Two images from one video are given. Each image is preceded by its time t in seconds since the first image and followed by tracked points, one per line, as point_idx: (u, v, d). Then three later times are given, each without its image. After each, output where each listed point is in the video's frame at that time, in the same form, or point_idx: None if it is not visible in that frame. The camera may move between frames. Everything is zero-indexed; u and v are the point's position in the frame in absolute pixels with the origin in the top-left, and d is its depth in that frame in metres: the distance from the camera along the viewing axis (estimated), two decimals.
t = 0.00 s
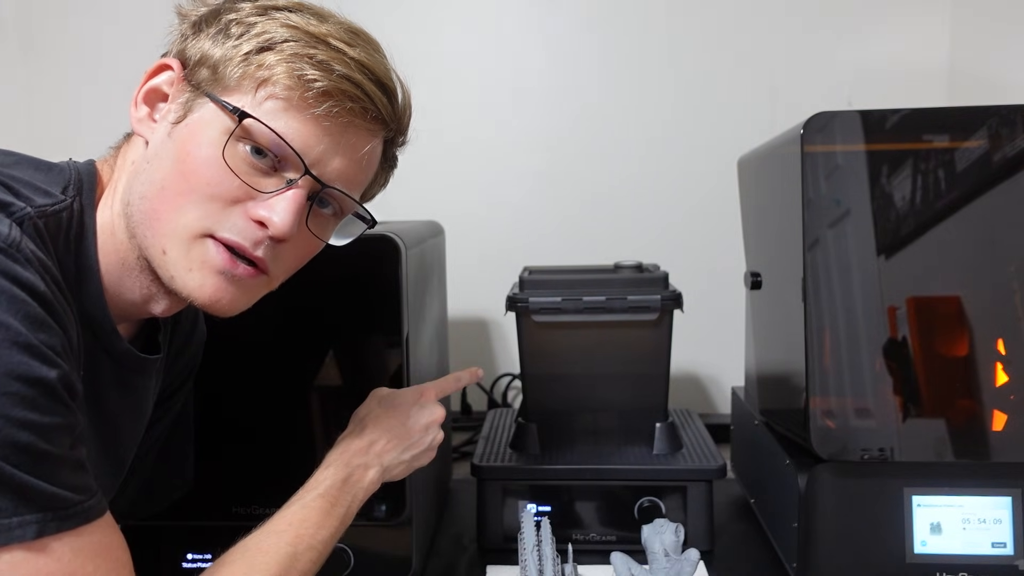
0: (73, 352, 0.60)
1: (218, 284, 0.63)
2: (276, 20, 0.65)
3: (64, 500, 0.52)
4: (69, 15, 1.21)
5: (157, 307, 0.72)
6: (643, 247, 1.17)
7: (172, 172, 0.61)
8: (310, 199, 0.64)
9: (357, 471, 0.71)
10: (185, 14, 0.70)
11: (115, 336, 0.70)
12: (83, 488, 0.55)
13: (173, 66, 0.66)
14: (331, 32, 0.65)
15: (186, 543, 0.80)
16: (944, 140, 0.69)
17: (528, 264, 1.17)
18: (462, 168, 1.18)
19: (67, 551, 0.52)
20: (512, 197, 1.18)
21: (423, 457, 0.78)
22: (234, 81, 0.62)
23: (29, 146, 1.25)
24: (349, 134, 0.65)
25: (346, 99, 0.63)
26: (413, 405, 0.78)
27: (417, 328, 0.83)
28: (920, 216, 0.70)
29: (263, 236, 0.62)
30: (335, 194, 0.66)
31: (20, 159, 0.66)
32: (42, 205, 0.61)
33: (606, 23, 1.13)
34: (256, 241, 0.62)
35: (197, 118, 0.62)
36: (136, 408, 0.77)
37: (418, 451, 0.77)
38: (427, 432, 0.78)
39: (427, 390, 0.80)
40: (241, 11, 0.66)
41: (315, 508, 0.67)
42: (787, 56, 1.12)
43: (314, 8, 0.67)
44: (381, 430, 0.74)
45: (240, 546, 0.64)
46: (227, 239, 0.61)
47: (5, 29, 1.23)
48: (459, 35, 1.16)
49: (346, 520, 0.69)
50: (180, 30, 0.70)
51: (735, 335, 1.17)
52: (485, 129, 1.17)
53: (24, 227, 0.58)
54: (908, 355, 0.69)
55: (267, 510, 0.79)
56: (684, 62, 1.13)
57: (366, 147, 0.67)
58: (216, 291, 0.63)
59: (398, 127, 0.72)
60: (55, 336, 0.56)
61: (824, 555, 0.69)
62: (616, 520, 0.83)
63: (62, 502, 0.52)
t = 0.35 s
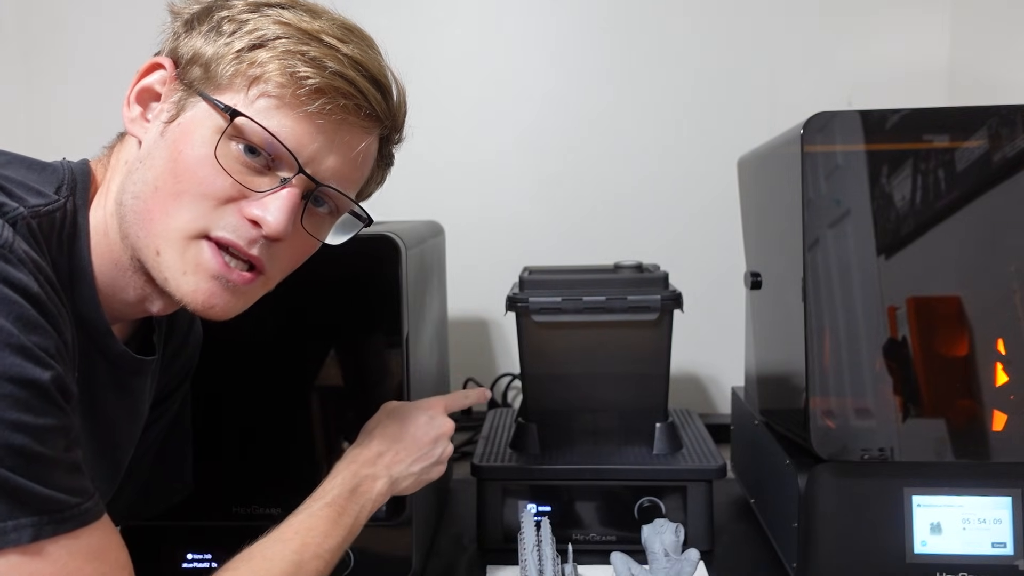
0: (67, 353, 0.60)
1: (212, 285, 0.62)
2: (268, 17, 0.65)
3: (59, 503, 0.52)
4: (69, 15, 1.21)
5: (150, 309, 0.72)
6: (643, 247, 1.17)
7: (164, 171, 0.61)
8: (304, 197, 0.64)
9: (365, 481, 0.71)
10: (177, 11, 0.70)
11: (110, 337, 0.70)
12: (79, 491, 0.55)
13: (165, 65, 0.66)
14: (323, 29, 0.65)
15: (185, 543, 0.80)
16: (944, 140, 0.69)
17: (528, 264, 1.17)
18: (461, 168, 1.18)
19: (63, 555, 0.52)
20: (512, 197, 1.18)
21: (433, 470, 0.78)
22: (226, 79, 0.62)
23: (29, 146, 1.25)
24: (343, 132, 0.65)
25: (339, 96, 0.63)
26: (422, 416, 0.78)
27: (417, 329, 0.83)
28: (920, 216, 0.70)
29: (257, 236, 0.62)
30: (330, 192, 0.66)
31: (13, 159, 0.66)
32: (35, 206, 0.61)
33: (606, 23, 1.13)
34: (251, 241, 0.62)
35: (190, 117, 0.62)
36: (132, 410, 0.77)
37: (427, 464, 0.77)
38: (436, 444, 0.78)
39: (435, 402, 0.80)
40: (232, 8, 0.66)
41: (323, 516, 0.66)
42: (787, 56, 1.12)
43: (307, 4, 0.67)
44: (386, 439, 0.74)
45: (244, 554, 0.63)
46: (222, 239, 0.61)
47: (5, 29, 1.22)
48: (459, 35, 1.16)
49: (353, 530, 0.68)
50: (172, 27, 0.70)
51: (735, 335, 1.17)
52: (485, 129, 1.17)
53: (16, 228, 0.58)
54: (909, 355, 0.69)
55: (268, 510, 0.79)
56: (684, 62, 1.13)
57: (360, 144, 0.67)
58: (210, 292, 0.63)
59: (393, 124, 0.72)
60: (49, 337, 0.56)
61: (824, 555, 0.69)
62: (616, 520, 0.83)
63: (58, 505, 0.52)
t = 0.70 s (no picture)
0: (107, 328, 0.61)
1: (205, 288, 0.62)
2: (258, 15, 0.65)
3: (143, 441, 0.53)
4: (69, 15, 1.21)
5: (136, 310, 0.72)
6: (643, 247, 1.17)
7: (156, 173, 0.60)
8: (297, 197, 0.64)
9: (421, 368, 0.74)
10: (165, 10, 0.70)
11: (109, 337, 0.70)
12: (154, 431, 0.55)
13: (155, 65, 0.66)
14: (313, 28, 0.65)
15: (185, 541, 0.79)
16: (944, 140, 0.69)
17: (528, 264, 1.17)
18: (461, 168, 1.18)
19: (154, 491, 0.52)
20: (512, 197, 1.18)
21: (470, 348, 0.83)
22: (217, 79, 0.62)
23: (29, 147, 1.25)
24: (335, 131, 0.65)
25: (331, 95, 0.63)
26: (455, 300, 0.82)
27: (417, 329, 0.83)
28: (920, 216, 0.70)
29: (251, 239, 0.62)
30: (323, 192, 0.66)
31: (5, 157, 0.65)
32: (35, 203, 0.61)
33: (605, 23, 1.13)
34: (244, 243, 0.62)
35: (180, 119, 0.61)
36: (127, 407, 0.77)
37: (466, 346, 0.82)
38: (471, 322, 0.83)
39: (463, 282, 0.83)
40: (223, 7, 0.66)
41: (390, 411, 0.70)
42: (787, 56, 1.12)
43: (298, 2, 0.67)
44: (432, 325, 0.78)
45: (327, 455, 0.67)
46: (215, 243, 0.61)
47: (5, 29, 1.22)
48: (459, 35, 1.16)
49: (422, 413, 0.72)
50: (162, 27, 0.70)
51: (735, 335, 1.17)
52: (485, 129, 1.17)
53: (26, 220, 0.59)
54: (909, 355, 0.69)
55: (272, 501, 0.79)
56: (684, 62, 1.13)
57: (352, 142, 0.67)
58: (203, 294, 0.62)
59: (385, 122, 0.72)
60: (90, 306, 0.56)
61: (824, 555, 0.69)
62: (616, 520, 0.83)
63: (144, 443, 0.53)
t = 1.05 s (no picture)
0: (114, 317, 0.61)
1: (205, 290, 0.62)
2: (260, 16, 0.65)
3: (157, 428, 0.53)
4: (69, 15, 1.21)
5: (141, 311, 0.72)
6: (643, 247, 1.17)
7: (156, 173, 0.61)
8: (298, 198, 0.65)
9: (444, 376, 0.77)
10: (169, 11, 0.70)
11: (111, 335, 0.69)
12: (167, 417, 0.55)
13: (157, 66, 0.66)
14: (314, 28, 0.65)
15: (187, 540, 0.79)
16: (944, 140, 0.69)
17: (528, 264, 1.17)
18: (461, 168, 1.18)
19: (168, 477, 0.52)
20: (512, 197, 1.18)
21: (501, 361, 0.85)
22: (218, 79, 0.62)
23: (29, 147, 1.25)
24: (335, 132, 0.65)
25: (331, 96, 0.63)
26: (484, 313, 0.85)
27: (417, 329, 0.83)
28: (920, 216, 0.70)
29: (250, 239, 0.62)
30: (324, 192, 0.66)
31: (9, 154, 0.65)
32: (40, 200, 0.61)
33: (605, 24, 1.13)
34: (243, 244, 0.62)
35: (181, 119, 0.61)
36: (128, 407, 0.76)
37: (494, 357, 0.84)
38: (502, 336, 0.85)
39: (495, 298, 0.85)
40: (224, 8, 0.66)
41: (413, 411, 0.71)
42: (787, 57, 1.12)
43: (299, 3, 0.67)
44: (456, 338, 0.82)
45: (352, 450, 0.68)
46: (214, 243, 0.61)
47: (5, 29, 1.22)
48: (459, 35, 1.16)
49: (442, 420, 0.73)
50: (165, 27, 0.70)
51: (735, 335, 1.17)
52: (485, 129, 1.17)
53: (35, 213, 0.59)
54: (908, 355, 0.69)
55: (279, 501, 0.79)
56: (683, 62, 1.13)
57: (353, 143, 0.67)
58: (204, 295, 0.62)
59: (387, 122, 0.72)
60: (98, 299, 0.56)
61: (824, 555, 0.69)
62: (616, 520, 0.83)
63: (156, 430, 0.52)
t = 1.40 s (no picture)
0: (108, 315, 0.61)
1: (212, 291, 0.62)
2: (258, 15, 0.65)
3: (148, 428, 0.53)
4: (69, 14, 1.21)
5: (142, 311, 0.72)
6: (643, 247, 1.17)
7: (159, 176, 0.60)
8: (300, 197, 0.64)
9: (438, 379, 0.77)
10: (168, 12, 0.70)
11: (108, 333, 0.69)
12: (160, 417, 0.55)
13: (157, 68, 0.66)
14: (313, 25, 0.65)
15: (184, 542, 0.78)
16: (944, 140, 0.69)
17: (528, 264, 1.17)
18: (461, 168, 1.18)
19: (159, 479, 0.52)
20: (512, 197, 1.18)
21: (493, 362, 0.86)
22: (217, 79, 0.62)
23: (29, 147, 1.25)
24: (338, 129, 0.65)
25: (331, 93, 0.63)
26: (475, 317, 0.87)
27: (416, 328, 0.83)
28: (920, 216, 0.70)
29: (255, 239, 0.62)
30: (326, 190, 0.66)
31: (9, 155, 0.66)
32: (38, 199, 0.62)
33: (604, 23, 1.13)
34: (248, 243, 0.62)
35: (182, 121, 0.61)
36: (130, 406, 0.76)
37: (485, 359, 0.85)
38: (494, 338, 0.87)
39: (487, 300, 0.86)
40: (222, 8, 0.66)
41: (406, 413, 0.71)
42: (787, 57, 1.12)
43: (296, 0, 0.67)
44: (448, 341, 0.83)
45: (344, 454, 0.68)
46: (220, 244, 0.61)
47: (5, 29, 1.22)
48: (459, 35, 1.16)
49: (436, 424, 0.74)
50: (163, 29, 0.70)
51: (735, 335, 1.17)
52: (485, 129, 1.17)
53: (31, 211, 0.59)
54: (909, 355, 0.69)
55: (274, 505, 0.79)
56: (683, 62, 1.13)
57: (355, 139, 0.67)
58: (211, 296, 0.62)
59: (388, 118, 0.72)
60: (91, 298, 0.56)
61: (824, 555, 0.69)
62: (616, 520, 0.83)
63: (146, 431, 0.52)
